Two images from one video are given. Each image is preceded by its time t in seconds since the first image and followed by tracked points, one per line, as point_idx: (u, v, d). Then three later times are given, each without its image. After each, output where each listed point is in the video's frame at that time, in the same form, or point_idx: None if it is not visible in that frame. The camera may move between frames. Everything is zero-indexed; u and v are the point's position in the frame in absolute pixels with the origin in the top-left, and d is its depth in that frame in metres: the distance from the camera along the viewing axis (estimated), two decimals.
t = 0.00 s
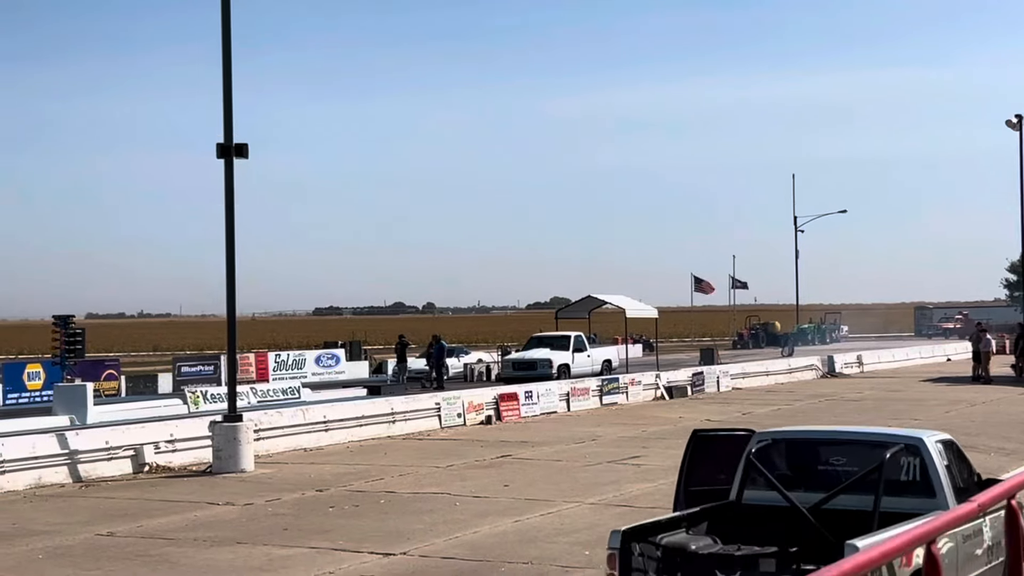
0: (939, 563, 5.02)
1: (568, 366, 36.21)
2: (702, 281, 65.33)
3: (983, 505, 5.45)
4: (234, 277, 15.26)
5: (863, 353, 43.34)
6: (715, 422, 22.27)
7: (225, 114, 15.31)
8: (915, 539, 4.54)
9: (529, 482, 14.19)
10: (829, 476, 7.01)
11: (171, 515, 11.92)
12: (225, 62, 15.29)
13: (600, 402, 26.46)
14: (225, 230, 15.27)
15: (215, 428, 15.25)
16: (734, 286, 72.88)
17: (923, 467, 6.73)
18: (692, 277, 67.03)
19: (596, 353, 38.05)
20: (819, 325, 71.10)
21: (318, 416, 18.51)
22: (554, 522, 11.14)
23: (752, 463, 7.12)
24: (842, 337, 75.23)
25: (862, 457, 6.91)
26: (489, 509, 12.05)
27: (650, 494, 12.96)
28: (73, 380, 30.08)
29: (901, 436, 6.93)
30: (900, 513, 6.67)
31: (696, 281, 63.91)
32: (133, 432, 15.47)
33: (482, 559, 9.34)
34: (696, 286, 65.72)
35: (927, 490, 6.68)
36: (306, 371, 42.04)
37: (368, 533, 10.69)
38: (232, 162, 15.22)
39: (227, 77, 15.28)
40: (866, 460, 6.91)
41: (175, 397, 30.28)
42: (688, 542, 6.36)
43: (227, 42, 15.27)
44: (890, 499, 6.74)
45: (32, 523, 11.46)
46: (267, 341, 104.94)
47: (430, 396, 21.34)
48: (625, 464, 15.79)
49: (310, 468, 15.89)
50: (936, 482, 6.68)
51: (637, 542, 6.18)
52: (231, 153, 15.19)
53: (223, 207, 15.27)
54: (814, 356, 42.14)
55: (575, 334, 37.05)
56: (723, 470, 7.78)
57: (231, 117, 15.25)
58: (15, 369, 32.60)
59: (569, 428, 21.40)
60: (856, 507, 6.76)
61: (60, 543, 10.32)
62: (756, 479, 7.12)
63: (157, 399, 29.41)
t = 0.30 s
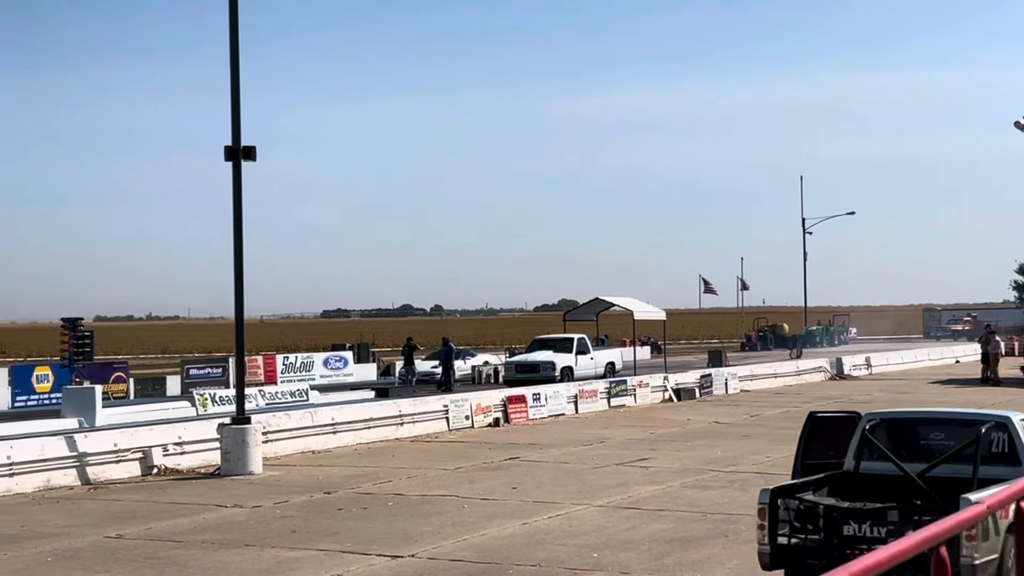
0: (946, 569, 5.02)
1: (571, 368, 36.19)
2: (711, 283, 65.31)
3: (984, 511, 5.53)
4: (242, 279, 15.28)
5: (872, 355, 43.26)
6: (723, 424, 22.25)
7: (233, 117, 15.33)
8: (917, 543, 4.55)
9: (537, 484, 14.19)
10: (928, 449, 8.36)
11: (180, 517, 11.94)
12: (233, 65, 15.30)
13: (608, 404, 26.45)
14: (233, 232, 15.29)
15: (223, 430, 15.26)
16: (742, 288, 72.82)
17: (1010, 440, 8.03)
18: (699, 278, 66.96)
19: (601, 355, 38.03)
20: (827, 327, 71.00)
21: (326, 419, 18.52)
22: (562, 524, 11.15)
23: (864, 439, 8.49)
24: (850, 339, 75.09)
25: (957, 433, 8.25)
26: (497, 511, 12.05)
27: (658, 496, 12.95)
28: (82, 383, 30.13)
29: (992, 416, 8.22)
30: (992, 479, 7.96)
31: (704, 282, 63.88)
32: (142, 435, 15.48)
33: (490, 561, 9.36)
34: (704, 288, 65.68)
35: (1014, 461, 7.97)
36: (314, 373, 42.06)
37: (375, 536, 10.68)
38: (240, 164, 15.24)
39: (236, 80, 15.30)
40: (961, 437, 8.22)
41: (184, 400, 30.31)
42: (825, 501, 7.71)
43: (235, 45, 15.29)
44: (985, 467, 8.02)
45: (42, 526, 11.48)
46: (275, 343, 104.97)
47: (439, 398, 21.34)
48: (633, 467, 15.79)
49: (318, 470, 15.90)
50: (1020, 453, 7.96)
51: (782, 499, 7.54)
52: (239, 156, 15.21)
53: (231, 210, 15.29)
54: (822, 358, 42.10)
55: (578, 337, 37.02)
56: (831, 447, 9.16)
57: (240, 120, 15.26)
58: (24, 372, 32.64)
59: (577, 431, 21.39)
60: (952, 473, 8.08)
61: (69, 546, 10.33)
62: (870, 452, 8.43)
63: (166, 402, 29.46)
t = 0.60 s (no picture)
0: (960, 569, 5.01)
1: (575, 371, 36.17)
2: (720, 285, 65.28)
3: (1001, 513, 5.57)
4: (250, 282, 15.30)
5: (882, 357, 43.19)
6: (732, 426, 22.23)
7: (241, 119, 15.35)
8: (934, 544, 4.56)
9: (546, 486, 14.19)
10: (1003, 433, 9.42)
11: (189, 519, 11.96)
12: (242, 67, 15.33)
13: (617, 406, 26.43)
14: (241, 234, 15.31)
15: (232, 433, 15.27)
16: (751, 289, 72.74)
17: None
18: (708, 280, 66.90)
19: (606, 357, 38.02)
20: (836, 329, 70.90)
21: (335, 421, 18.53)
22: (571, 526, 11.14)
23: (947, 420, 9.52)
24: (860, 341, 74.95)
25: None
26: (506, 513, 12.04)
27: (667, 498, 12.95)
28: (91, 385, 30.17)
29: None
30: None
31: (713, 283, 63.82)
32: (151, 437, 15.50)
33: (499, 563, 9.36)
34: (713, 290, 65.62)
35: None
36: (323, 376, 42.08)
37: (384, 538, 10.68)
38: (249, 167, 15.26)
39: (244, 82, 15.33)
40: None
41: (193, 402, 30.35)
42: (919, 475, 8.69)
43: (244, 47, 15.31)
44: None
45: (51, 528, 11.50)
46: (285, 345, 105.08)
47: (447, 400, 21.35)
48: (642, 469, 15.78)
49: (327, 472, 15.92)
50: None
51: (885, 471, 8.56)
52: (248, 158, 15.23)
53: (240, 213, 15.31)
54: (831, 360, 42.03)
55: (583, 339, 36.99)
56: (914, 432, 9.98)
57: (249, 122, 15.29)
58: (33, 375, 32.72)
59: (586, 432, 21.38)
60: None
61: (79, 548, 10.35)
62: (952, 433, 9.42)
63: (176, 404, 29.50)
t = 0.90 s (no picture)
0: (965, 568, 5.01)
1: (581, 373, 36.15)
2: (729, 287, 65.22)
3: (1012, 516, 5.69)
4: (260, 285, 15.31)
5: (892, 359, 43.11)
6: (742, 428, 22.20)
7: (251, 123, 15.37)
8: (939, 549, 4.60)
9: (555, 488, 14.18)
10: None
11: (199, 522, 11.97)
12: (251, 70, 15.35)
13: (627, 408, 26.43)
14: (251, 237, 15.33)
15: (242, 435, 15.30)
16: (761, 291, 72.67)
17: None
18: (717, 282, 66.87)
19: (613, 360, 38.00)
20: (846, 331, 70.78)
21: (345, 423, 18.55)
22: (580, 529, 11.13)
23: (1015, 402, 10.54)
24: (870, 343, 74.76)
25: None
26: (516, 516, 12.04)
27: (677, 500, 12.95)
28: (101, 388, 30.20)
29: None
30: None
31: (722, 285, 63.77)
32: (161, 439, 15.52)
33: (508, 565, 9.35)
34: (723, 292, 65.56)
35: None
36: (333, 378, 42.11)
37: (394, 540, 10.69)
38: (258, 170, 15.28)
39: (254, 85, 15.34)
40: None
41: (203, 405, 30.35)
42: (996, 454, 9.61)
43: (253, 51, 15.33)
44: None
45: (62, 531, 11.53)
46: (295, 347, 105.15)
47: (457, 403, 21.35)
48: (652, 471, 15.77)
49: (337, 475, 15.93)
50: None
51: (963, 452, 9.51)
52: (257, 161, 15.25)
53: (250, 216, 15.33)
54: (841, 362, 41.97)
55: (589, 341, 36.97)
56: (980, 420, 11.02)
57: (258, 126, 15.30)
58: (44, 377, 32.81)
59: (595, 435, 21.38)
60: None
61: (90, 550, 10.38)
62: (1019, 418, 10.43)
63: (186, 407, 29.50)
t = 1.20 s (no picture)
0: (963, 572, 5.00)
1: (587, 376, 36.14)
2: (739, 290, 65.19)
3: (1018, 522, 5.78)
4: (270, 288, 15.33)
5: (902, 361, 43.04)
6: (752, 430, 22.18)
7: (261, 126, 15.40)
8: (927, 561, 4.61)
9: (565, 491, 14.18)
10: None
11: (210, 524, 11.99)
12: (262, 73, 15.38)
13: (636, 411, 26.41)
14: (261, 240, 15.35)
15: (252, 438, 15.31)
16: (771, 294, 72.59)
17: None
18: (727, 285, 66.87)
19: (619, 363, 37.97)
20: (857, 333, 70.66)
21: (355, 426, 18.56)
22: (590, 531, 11.13)
23: None
24: (881, 345, 74.62)
25: None
26: (526, 518, 12.05)
27: (687, 503, 12.93)
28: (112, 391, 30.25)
29: None
30: None
31: (732, 288, 63.76)
32: (171, 442, 15.55)
33: (518, 568, 9.35)
34: (732, 295, 65.51)
35: None
36: (343, 381, 42.14)
37: (404, 543, 10.69)
38: (268, 172, 15.30)
39: (264, 89, 15.38)
40: None
41: (214, 408, 30.39)
42: None
43: (263, 54, 15.36)
44: None
45: (74, 533, 11.56)
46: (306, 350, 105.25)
47: (466, 405, 21.35)
48: (662, 473, 15.77)
49: (346, 477, 15.94)
50: None
51: None
52: (267, 164, 15.27)
53: (260, 219, 15.36)
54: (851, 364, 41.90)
55: (595, 344, 36.95)
56: None
57: (269, 128, 15.33)
58: (55, 380, 32.89)
59: (605, 437, 21.37)
60: None
61: (100, 553, 10.40)
62: None
63: (195, 409, 29.54)
